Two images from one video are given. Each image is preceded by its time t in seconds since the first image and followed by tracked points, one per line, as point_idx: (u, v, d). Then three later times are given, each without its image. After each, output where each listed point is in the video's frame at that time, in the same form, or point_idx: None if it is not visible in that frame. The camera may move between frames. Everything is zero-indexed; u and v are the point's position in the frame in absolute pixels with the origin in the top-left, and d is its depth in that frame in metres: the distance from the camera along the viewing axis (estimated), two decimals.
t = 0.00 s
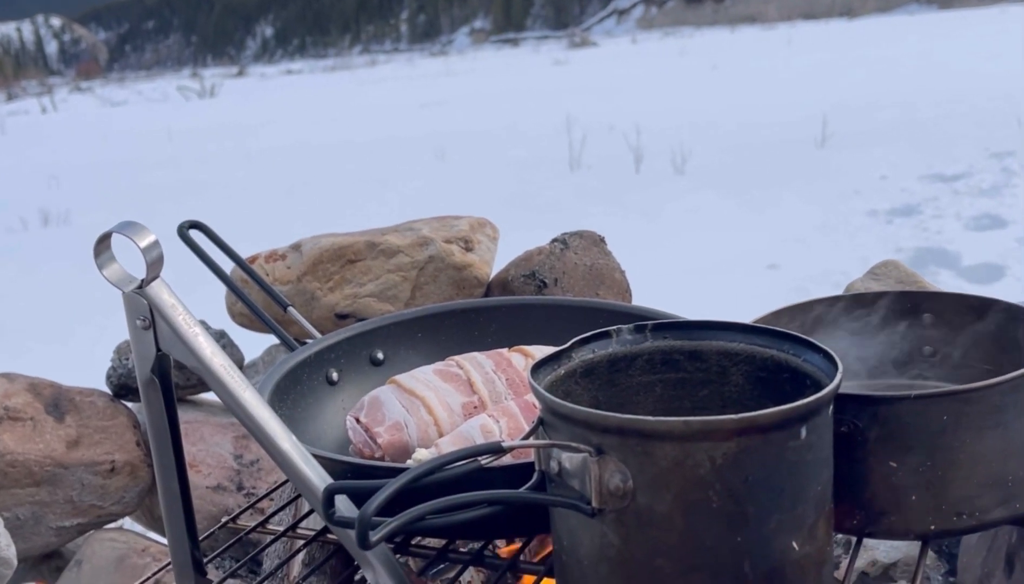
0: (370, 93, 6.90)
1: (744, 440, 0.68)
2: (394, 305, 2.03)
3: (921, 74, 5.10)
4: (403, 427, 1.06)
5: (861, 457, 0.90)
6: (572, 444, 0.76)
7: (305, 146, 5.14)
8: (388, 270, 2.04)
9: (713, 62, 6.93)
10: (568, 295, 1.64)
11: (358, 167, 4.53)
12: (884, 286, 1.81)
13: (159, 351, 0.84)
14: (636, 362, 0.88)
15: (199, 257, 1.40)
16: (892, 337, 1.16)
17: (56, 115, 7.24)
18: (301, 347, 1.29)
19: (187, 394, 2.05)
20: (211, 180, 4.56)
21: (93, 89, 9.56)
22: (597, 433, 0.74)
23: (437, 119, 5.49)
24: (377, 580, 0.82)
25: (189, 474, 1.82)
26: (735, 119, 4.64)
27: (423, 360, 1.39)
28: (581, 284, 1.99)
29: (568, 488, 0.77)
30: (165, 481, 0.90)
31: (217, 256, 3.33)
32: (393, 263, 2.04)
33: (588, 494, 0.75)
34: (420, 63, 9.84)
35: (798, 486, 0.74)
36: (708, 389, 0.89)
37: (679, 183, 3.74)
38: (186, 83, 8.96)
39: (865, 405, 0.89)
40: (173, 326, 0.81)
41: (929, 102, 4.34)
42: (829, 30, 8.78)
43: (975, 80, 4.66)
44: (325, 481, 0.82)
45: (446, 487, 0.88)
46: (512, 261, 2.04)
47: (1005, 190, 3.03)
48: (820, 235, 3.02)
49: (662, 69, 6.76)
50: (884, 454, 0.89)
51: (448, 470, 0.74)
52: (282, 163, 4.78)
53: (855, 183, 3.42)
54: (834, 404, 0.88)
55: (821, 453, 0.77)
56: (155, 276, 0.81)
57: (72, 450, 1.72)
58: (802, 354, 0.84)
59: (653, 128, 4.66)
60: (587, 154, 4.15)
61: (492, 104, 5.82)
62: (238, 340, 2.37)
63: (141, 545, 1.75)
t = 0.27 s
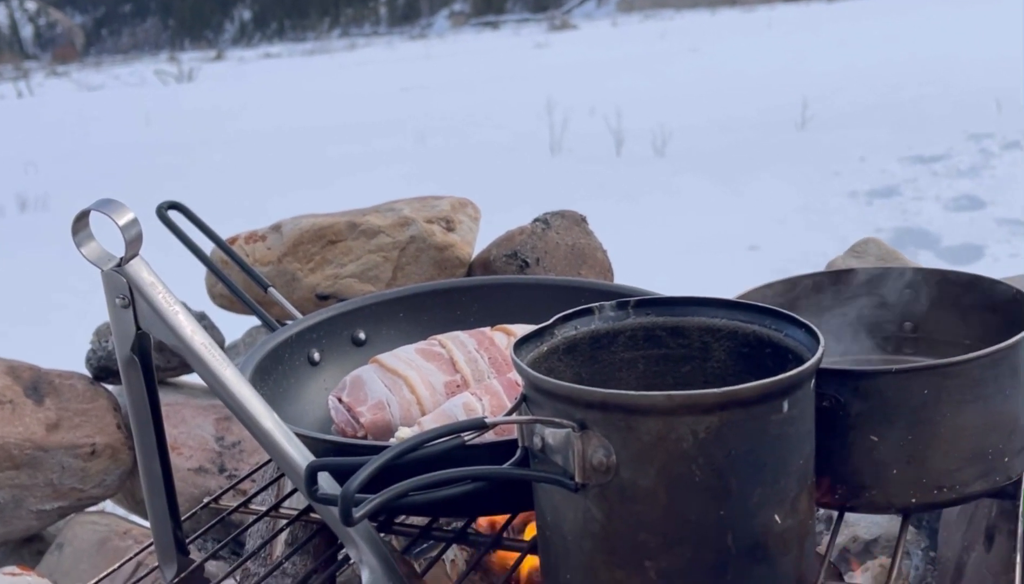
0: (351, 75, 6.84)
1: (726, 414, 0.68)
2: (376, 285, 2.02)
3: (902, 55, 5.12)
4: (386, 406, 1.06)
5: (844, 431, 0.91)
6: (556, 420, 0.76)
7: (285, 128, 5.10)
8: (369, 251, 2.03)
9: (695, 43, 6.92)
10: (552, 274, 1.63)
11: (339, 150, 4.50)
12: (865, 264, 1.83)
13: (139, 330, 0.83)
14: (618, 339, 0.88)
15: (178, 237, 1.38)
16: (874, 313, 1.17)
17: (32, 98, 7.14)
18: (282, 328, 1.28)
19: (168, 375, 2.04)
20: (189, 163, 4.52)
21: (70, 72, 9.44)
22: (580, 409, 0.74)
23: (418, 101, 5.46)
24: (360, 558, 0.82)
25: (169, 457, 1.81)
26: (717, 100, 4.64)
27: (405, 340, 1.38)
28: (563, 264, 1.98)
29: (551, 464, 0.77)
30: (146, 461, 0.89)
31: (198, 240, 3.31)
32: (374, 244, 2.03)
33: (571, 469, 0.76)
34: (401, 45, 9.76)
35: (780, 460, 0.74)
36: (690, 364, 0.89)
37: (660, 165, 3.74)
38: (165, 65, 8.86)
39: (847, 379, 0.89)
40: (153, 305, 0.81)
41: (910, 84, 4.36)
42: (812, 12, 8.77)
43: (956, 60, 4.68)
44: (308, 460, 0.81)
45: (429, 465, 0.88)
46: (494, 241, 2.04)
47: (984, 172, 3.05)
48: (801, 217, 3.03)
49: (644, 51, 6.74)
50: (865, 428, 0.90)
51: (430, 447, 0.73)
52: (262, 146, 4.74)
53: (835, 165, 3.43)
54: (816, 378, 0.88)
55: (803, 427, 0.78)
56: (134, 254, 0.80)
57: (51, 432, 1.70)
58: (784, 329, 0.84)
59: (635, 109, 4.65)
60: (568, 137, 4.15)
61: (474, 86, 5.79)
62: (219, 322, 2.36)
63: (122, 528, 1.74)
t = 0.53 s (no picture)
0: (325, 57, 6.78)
1: (697, 403, 0.69)
2: (352, 274, 2.02)
3: (876, 38, 5.14)
4: (362, 396, 1.06)
5: (815, 418, 0.92)
6: (529, 410, 0.77)
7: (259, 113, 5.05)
8: (345, 239, 2.03)
9: (671, 25, 6.91)
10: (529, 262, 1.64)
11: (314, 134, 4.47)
12: (836, 250, 1.85)
13: (113, 324, 0.83)
14: (591, 328, 0.89)
15: (151, 228, 1.37)
16: (846, 300, 1.18)
17: None
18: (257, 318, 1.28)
19: (144, 365, 2.03)
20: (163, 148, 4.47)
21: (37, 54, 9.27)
22: (553, 399, 0.74)
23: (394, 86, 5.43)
24: (337, 549, 0.82)
25: (146, 447, 1.80)
26: (693, 84, 4.64)
27: (382, 329, 1.38)
28: (539, 252, 1.99)
29: (525, 454, 0.78)
30: (122, 454, 0.89)
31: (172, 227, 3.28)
32: (350, 232, 2.03)
33: (546, 459, 0.76)
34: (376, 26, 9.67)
35: (752, 448, 0.75)
36: (662, 353, 0.90)
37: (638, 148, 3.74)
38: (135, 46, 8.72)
39: (818, 366, 0.90)
40: (127, 298, 0.80)
41: (884, 68, 4.39)
42: None
43: (929, 43, 4.71)
44: (284, 451, 0.82)
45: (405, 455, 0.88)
46: (470, 229, 2.05)
47: (959, 151, 3.08)
48: (776, 200, 3.05)
49: (620, 32, 6.72)
50: (836, 415, 0.91)
51: (405, 438, 0.74)
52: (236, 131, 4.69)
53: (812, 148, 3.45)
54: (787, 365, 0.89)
55: (775, 415, 0.79)
56: (107, 248, 0.80)
57: (28, 424, 1.70)
58: (755, 318, 0.85)
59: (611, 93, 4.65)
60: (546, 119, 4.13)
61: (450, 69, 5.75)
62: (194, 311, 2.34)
63: (99, 519, 1.74)
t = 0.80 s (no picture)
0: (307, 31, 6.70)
1: (680, 382, 0.70)
2: (333, 260, 2.02)
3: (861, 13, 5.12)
4: (347, 380, 1.06)
5: (797, 396, 0.93)
6: (515, 391, 0.77)
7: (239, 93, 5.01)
8: (326, 224, 2.02)
9: None
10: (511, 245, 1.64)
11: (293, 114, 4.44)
12: (815, 230, 1.87)
13: (99, 310, 0.83)
14: (576, 310, 0.89)
15: (133, 214, 1.36)
16: (826, 281, 1.20)
17: None
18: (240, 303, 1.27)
19: (126, 352, 2.01)
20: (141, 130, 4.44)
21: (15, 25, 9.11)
22: (539, 380, 0.75)
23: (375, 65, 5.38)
24: (325, 532, 0.83)
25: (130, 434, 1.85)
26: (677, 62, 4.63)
27: (365, 313, 1.38)
28: (520, 236, 2.00)
29: (511, 435, 0.78)
30: (109, 439, 0.89)
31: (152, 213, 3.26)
32: (331, 217, 2.02)
33: (532, 439, 0.77)
34: None
35: (735, 427, 0.76)
36: (646, 334, 0.91)
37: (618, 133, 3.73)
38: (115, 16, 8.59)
39: (799, 346, 0.92)
40: (113, 284, 0.81)
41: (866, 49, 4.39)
42: None
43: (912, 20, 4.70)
44: (272, 435, 0.81)
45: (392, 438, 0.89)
46: (451, 213, 2.05)
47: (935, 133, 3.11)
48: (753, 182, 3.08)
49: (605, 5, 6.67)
50: (816, 394, 0.92)
51: (392, 421, 0.74)
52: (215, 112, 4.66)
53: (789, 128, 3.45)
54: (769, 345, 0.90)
55: (756, 393, 0.80)
56: (92, 234, 0.80)
57: (11, 411, 1.76)
58: (737, 299, 0.86)
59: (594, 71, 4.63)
60: (523, 101, 4.06)
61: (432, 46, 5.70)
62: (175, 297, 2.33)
63: (84, 505, 1.78)
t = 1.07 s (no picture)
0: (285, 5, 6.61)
1: (656, 353, 0.70)
2: (311, 241, 2.02)
3: None
4: (325, 358, 1.06)
5: (773, 369, 0.94)
6: (493, 365, 0.77)
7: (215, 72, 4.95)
8: (303, 206, 2.01)
9: None
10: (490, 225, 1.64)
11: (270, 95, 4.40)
12: (789, 207, 1.89)
13: (74, 288, 0.83)
14: (554, 286, 0.89)
15: (107, 196, 1.35)
16: (802, 256, 1.20)
17: None
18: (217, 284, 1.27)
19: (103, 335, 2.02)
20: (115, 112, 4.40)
21: None
22: (516, 353, 0.75)
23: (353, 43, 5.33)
24: (305, 508, 0.84)
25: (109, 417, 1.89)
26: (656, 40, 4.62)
27: (343, 294, 1.38)
28: (498, 216, 1.99)
29: (489, 409, 0.79)
30: (87, 420, 0.89)
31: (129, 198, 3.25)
32: (308, 198, 2.01)
33: (510, 412, 0.77)
34: None
35: (711, 398, 0.77)
36: (623, 309, 0.91)
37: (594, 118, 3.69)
38: None
39: (774, 319, 0.92)
40: (87, 262, 0.80)
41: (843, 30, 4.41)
42: None
43: None
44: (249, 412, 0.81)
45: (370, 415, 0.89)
46: (429, 193, 2.05)
47: (910, 115, 3.09)
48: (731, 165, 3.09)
49: None
50: (792, 366, 0.93)
51: (370, 396, 0.74)
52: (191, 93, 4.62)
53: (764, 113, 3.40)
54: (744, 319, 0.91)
55: (733, 365, 0.80)
56: (67, 213, 0.80)
57: None
58: (714, 272, 0.86)
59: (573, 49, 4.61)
60: (500, 88, 4.04)
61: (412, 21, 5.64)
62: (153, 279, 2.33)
63: (62, 490, 1.83)
